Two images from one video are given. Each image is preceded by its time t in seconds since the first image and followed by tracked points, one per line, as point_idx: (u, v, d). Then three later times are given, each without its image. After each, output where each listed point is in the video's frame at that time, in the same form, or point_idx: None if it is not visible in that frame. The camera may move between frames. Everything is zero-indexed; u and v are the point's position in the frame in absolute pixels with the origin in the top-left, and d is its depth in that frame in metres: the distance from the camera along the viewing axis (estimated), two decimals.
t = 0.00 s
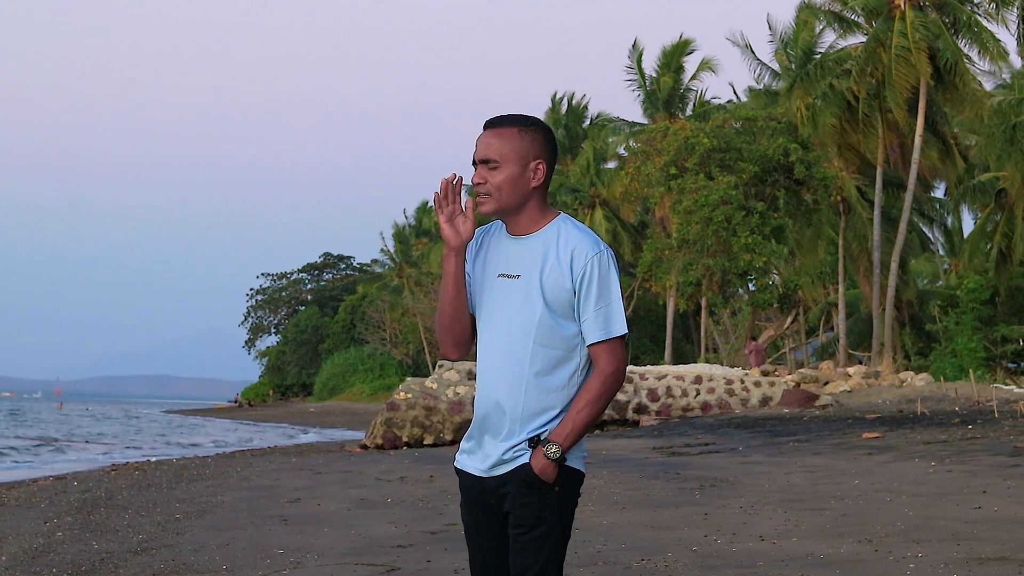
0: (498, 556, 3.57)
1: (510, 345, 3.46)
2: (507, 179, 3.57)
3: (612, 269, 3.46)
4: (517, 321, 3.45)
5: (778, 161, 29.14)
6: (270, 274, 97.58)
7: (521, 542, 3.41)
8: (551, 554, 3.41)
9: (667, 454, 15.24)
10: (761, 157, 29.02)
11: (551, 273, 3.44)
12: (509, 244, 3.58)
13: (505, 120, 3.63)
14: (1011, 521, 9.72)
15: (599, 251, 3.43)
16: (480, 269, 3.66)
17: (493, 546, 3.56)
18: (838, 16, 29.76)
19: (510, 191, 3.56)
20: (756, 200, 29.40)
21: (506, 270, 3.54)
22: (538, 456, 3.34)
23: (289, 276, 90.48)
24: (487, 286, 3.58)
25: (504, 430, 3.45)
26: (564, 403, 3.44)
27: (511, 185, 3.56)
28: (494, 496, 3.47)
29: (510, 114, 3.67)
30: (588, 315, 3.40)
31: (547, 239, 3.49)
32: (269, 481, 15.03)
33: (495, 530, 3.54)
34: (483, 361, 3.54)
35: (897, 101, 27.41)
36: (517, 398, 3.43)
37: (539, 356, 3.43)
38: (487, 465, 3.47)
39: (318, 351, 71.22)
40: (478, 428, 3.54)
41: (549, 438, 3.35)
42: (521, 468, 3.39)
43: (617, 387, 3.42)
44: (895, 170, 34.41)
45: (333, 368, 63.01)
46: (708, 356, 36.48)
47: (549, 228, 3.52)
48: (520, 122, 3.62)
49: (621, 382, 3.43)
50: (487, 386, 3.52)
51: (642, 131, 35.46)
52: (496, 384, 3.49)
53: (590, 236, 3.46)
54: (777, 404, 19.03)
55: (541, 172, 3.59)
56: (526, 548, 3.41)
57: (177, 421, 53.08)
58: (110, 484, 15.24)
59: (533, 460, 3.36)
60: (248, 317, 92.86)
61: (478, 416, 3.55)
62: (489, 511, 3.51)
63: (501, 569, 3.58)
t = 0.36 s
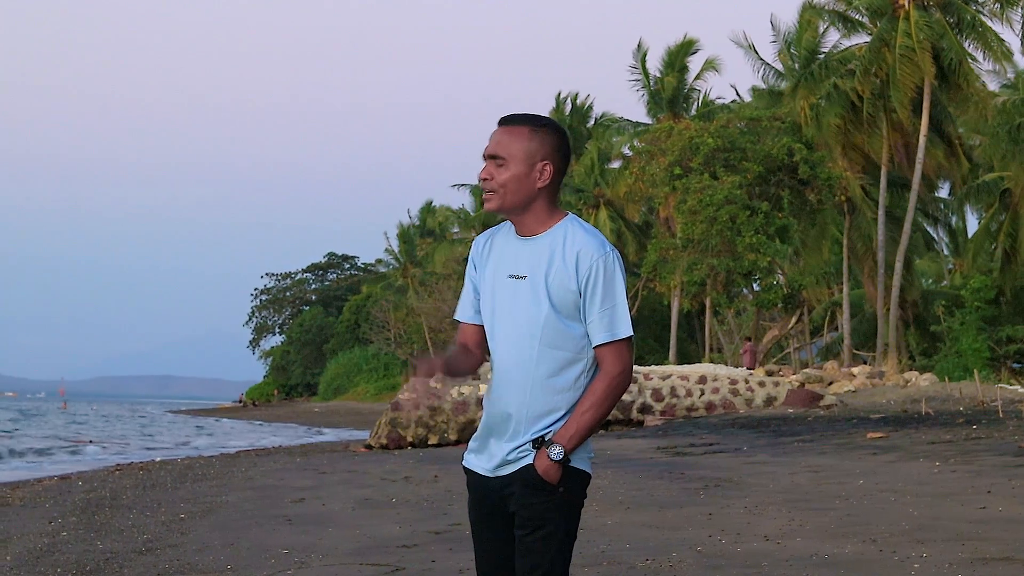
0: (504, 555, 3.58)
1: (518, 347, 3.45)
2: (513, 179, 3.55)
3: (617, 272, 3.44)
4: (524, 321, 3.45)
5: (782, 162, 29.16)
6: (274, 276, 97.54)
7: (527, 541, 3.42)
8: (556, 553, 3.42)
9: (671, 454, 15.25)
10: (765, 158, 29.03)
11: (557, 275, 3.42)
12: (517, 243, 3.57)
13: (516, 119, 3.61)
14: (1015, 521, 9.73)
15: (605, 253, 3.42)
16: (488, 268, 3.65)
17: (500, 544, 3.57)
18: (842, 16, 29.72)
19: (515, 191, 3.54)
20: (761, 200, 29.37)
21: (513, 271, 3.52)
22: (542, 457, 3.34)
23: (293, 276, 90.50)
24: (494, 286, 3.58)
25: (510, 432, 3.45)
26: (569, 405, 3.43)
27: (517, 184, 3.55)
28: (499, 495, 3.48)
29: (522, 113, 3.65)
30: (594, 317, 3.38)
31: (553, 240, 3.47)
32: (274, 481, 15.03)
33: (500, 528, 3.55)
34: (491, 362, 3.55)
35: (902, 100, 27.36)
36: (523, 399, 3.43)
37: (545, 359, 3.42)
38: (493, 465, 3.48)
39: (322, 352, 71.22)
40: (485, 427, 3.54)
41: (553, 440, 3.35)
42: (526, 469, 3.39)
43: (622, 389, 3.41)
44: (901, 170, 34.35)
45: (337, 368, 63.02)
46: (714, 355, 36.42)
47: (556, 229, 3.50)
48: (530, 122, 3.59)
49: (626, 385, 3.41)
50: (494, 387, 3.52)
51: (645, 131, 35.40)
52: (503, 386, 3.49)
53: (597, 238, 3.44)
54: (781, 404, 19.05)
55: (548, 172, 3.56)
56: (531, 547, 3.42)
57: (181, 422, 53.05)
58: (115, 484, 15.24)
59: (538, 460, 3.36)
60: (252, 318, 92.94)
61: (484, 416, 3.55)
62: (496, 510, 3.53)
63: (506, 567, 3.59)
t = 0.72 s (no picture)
0: (508, 558, 3.43)
1: (518, 348, 3.32)
2: (511, 177, 3.44)
3: (620, 271, 3.28)
4: (523, 322, 3.31)
5: (786, 162, 29.23)
6: (278, 276, 97.61)
7: (528, 545, 3.26)
8: (560, 558, 3.26)
9: (675, 454, 15.24)
10: (769, 157, 29.11)
11: (558, 274, 3.27)
12: (517, 243, 3.45)
13: (519, 119, 3.50)
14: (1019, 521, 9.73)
15: (607, 253, 3.26)
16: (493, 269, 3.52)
17: (504, 547, 3.43)
18: (846, 16, 29.71)
19: (511, 189, 3.43)
20: (764, 200, 29.41)
21: (514, 271, 3.39)
22: (542, 459, 3.19)
23: (298, 276, 90.58)
24: (497, 288, 3.45)
25: (512, 435, 3.31)
26: (570, 407, 3.27)
27: (512, 182, 3.43)
28: (502, 496, 3.34)
29: (529, 113, 3.54)
30: (594, 317, 3.23)
31: (553, 239, 3.33)
32: (278, 481, 15.03)
33: (503, 530, 3.41)
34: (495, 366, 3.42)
35: (906, 101, 27.36)
36: (524, 403, 3.29)
37: (545, 361, 3.27)
38: (496, 466, 3.34)
39: (326, 351, 71.27)
40: (489, 430, 3.40)
41: (554, 442, 3.19)
42: (527, 471, 3.24)
43: (625, 391, 3.24)
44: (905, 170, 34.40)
45: (341, 368, 63.07)
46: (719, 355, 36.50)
47: (557, 228, 3.36)
48: (533, 121, 3.48)
49: (629, 387, 3.24)
50: (497, 389, 3.39)
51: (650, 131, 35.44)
52: (505, 388, 3.35)
53: (598, 237, 3.28)
54: (785, 404, 19.05)
55: (547, 171, 3.44)
56: (533, 550, 3.26)
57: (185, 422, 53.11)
58: (119, 484, 15.25)
59: (538, 463, 3.20)
60: (256, 318, 93.04)
61: (489, 419, 3.42)
62: (499, 511, 3.39)
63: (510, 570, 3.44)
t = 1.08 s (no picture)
0: (508, 559, 3.44)
1: (513, 348, 3.34)
2: (505, 177, 3.45)
3: (609, 268, 3.24)
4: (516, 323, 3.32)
5: (785, 163, 29.25)
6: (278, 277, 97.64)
7: (524, 546, 3.26)
8: (553, 559, 3.24)
9: (673, 455, 15.25)
10: (769, 158, 29.14)
11: (547, 274, 3.27)
12: (516, 244, 3.46)
13: (520, 119, 3.52)
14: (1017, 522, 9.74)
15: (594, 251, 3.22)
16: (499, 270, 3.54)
17: (505, 548, 3.44)
18: (845, 16, 29.72)
19: (505, 189, 3.45)
20: (763, 200, 29.44)
21: (512, 272, 3.40)
22: (530, 462, 3.18)
23: (297, 276, 90.58)
24: (500, 288, 3.47)
25: (508, 436, 3.31)
26: (560, 408, 3.25)
27: (506, 181, 3.44)
28: (498, 497, 3.35)
29: (531, 115, 3.55)
30: (580, 317, 3.20)
31: (544, 240, 3.33)
32: (277, 481, 15.05)
33: (502, 530, 3.42)
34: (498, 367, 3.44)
35: (905, 102, 27.37)
36: (517, 402, 3.29)
37: (536, 361, 3.27)
38: (494, 467, 3.34)
39: (326, 352, 71.29)
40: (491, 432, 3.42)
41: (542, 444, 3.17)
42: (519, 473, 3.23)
43: (613, 390, 3.19)
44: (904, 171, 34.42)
45: (341, 368, 63.09)
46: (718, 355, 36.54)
47: (550, 229, 3.35)
48: (530, 120, 3.48)
49: (617, 385, 3.19)
50: (498, 391, 3.40)
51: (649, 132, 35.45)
52: (504, 390, 3.36)
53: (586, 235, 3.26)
54: (784, 404, 19.06)
55: (541, 170, 3.43)
56: (528, 552, 3.26)
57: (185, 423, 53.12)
58: (118, 485, 15.26)
59: (528, 465, 3.19)
60: (256, 318, 93.05)
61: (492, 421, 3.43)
62: (497, 512, 3.39)
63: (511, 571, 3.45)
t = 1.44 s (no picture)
0: (508, 557, 3.44)
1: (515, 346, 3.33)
2: (506, 174, 3.45)
3: (610, 267, 3.24)
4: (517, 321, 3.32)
5: (784, 162, 29.27)
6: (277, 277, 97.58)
7: (524, 546, 3.26)
8: (554, 558, 3.25)
9: (672, 454, 15.24)
10: (767, 157, 29.14)
11: (548, 272, 3.27)
12: (517, 242, 3.46)
13: (522, 117, 3.52)
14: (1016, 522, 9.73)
15: (596, 249, 3.23)
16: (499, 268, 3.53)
17: (504, 546, 3.44)
18: (844, 15, 29.74)
19: (505, 186, 3.45)
20: (762, 200, 29.45)
21: (513, 269, 3.40)
22: (532, 462, 3.17)
23: (296, 276, 90.55)
24: (500, 286, 3.46)
25: (508, 434, 3.31)
26: (560, 406, 3.25)
27: (507, 178, 3.44)
28: (497, 496, 3.34)
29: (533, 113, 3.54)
30: (582, 315, 3.20)
31: (545, 238, 3.33)
32: (276, 481, 15.04)
33: (502, 528, 3.42)
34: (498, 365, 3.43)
35: (903, 101, 27.38)
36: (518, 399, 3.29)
37: (537, 359, 3.26)
38: (493, 466, 3.34)
39: (325, 352, 71.28)
40: (490, 430, 3.41)
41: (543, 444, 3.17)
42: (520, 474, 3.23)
43: (614, 389, 3.19)
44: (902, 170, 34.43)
45: (339, 368, 63.07)
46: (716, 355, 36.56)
47: (551, 226, 3.35)
48: (533, 119, 3.48)
49: (618, 384, 3.19)
50: (498, 388, 3.40)
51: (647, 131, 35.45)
52: (505, 386, 3.36)
53: (587, 233, 3.26)
54: (782, 404, 19.05)
55: (542, 168, 3.43)
56: (529, 551, 3.26)
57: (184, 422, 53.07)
58: (116, 485, 15.24)
59: (530, 465, 3.19)
60: (255, 318, 93.04)
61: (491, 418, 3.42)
62: (497, 511, 3.39)
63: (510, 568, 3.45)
